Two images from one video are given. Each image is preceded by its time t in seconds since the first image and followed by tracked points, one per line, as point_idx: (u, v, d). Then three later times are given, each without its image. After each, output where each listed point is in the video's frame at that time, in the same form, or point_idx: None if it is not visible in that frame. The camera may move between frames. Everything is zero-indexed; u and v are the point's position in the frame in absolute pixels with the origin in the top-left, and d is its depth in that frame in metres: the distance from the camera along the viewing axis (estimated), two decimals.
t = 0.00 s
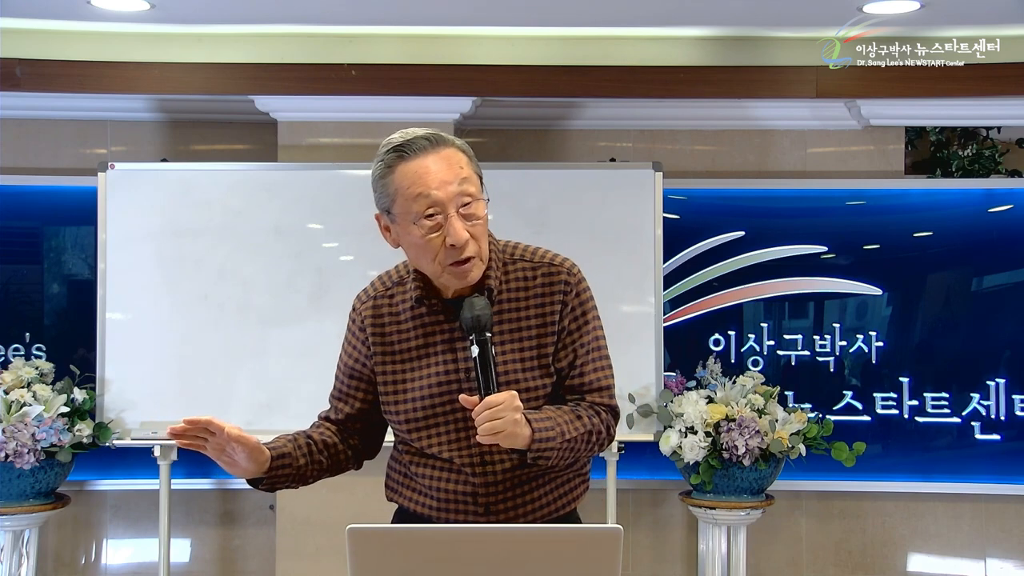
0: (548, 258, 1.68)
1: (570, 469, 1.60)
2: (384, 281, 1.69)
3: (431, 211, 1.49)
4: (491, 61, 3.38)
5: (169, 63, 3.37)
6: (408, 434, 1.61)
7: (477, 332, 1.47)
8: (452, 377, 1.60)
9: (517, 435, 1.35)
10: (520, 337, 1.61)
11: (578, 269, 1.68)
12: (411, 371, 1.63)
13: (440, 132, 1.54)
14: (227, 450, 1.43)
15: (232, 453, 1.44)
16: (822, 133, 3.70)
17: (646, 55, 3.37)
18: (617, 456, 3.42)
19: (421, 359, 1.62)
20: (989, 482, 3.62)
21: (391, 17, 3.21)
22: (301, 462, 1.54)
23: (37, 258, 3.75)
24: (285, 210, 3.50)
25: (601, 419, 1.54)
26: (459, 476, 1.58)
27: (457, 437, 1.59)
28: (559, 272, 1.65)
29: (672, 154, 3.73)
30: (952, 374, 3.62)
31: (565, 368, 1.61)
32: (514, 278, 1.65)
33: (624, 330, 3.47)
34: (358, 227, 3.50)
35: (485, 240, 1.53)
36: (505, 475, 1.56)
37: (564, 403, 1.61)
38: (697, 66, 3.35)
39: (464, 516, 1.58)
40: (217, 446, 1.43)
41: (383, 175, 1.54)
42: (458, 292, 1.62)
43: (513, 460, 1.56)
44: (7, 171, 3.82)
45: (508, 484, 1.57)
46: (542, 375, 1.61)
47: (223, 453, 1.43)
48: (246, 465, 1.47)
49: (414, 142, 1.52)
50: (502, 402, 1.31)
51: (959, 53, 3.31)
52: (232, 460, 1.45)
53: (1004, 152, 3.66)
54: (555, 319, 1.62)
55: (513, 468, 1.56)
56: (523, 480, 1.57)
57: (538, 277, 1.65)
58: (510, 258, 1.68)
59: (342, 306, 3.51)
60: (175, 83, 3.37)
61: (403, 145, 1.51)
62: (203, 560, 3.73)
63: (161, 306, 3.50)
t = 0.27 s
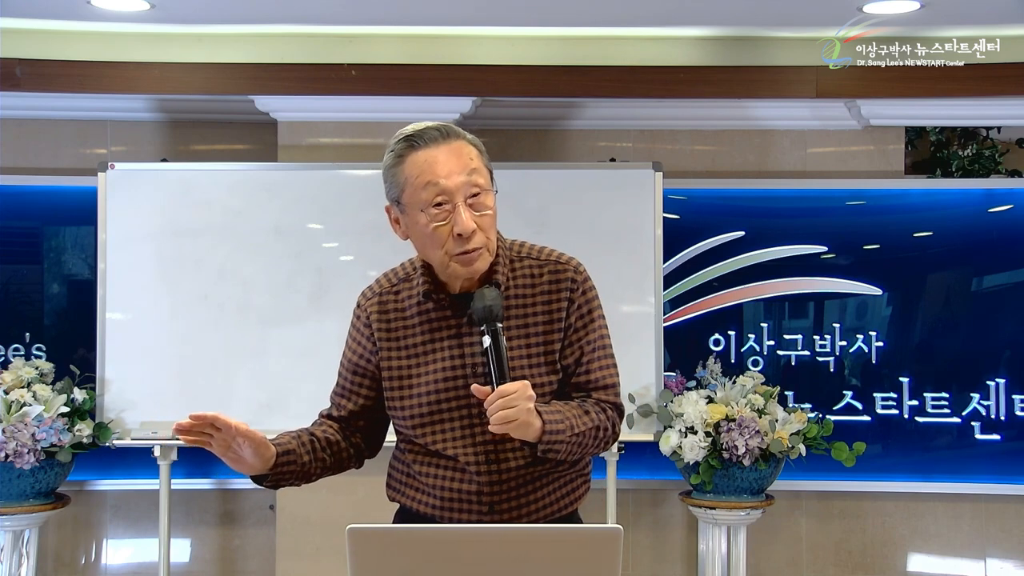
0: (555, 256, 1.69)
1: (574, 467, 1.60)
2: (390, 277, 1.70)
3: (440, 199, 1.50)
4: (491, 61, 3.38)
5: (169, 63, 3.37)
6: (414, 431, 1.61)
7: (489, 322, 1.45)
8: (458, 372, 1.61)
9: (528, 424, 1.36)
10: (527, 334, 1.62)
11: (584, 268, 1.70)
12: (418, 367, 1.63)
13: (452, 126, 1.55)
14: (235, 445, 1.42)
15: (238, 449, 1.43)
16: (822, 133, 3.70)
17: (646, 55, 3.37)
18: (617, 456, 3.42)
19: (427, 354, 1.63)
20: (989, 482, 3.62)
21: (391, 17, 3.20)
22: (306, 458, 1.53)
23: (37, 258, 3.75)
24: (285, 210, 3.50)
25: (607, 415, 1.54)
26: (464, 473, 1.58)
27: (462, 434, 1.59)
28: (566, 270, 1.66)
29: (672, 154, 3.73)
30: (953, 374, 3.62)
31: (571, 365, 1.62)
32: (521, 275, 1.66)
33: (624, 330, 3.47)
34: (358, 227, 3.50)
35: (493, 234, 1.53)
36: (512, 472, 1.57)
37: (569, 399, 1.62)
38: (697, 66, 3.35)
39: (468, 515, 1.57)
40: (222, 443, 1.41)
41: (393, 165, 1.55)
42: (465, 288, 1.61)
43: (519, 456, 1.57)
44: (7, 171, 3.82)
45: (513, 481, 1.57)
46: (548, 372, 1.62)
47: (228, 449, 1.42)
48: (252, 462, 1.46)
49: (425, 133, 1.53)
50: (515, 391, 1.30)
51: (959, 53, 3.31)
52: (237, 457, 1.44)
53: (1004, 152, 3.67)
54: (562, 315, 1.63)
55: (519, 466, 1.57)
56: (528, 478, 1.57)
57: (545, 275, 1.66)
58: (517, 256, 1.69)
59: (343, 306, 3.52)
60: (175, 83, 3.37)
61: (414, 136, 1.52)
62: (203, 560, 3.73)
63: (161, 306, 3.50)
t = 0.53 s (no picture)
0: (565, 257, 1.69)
1: (577, 469, 1.60)
2: (399, 270, 1.70)
3: (457, 182, 1.51)
4: (491, 61, 3.38)
5: (169, 63, 3.37)
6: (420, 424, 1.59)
7: (515, 311, 1.46)
8: (466, 366, 1.60)
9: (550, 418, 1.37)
10: (536, 331, 1.61)
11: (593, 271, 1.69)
12: (426, 360, 1.62)
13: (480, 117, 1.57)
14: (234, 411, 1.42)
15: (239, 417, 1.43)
16: (822, 133, 3.70)
17: (646, 55, 3.37)
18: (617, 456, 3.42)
19: (435, 347, 1.62)
20: (989, 482, 3.62)
21: (391, 17, 3.20)
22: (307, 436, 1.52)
23: (36, 258, 3.75)
24: (285, 210, 3.50)
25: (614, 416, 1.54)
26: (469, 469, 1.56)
27: (468, 430, 1.58)
28: (576, 272, 1.66)
29: (672, 154, 3.73)
30: (953, 374, 3.61)
31: (579, 364, 1.62)
32: (532, 272, 1.65)
33: (624, 330, 3.47)
34: (358, 227, 3.50)
35: (508, 225, 1.53)
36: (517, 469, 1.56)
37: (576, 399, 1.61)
38: (697, 66, 3.35)
39: (470, 513, 1.56)
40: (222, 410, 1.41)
41: (416, 147, 1.57)
42: (478, 282, 1.63)
43: (525, 454, 1.57)
44: (7, 171, 3.82)
45: (517, 480, 1.56)
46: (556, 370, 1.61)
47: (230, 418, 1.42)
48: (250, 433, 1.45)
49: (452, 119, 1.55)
50: (543, 377, 1.32)
51: (959, 53, 3.31)
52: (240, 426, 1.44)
53: (1003, 152, 3.67)
54: (572, 314, 1.62)
55: (524, 465, 1.57)
56: (532, 477, 1.57)
57: (556, 274, 1.65)
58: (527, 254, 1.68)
59: (343, 306, 3.51)
60: (175, 83, 3.37)
61: (441, 120, 1.54)
62: (203, 560, 3.73)
63: (161, 306, 3.50)
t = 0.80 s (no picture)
0: (579, 263, 1.70)
1: (581, 472, 1.61)
2: (416, 264, 1.70)
3: (479, 173, 1.52)
4: (491, 61, 3.38)
5: (169, 63, 3.37)
6: (430, 418, 1.57)
7: (538, 301, 1.46)
8: (478, 362, 1.60)
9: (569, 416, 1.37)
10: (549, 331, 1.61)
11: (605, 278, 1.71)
12: (440, 354, 1.61)
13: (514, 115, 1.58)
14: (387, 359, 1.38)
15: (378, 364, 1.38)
16: (822, 133, 3.70)
17: (646, 55, 3.37)
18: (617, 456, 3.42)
19: (449, 341, 1.61)
20: (989, 482, 3.61)
21: (391, 17, 3.20)
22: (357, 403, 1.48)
23: (36, 258, 3.75)
24: (285, 210, 3.51)
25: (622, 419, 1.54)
26: (478, 463, 1.55)
27: (480, 423, 1.57)
28: (589, 277, 1.67)
29: (672, 154, 3.73)
30: (953, 374, 3.61)
31: (590, 367, 1.62)
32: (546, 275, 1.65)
33: (624, 330, 3.47)
34: (358, 227, 3.50)
35: (525, 225, 1.53)
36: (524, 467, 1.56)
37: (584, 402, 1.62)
38: (697, 66, 3.35)
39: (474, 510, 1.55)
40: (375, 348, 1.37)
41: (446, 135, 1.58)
42: (494, 278, 1.64)
43: (533, 453, 1.57)
44: (7, 171, 3.82)
45: (524, 478, 1.56)
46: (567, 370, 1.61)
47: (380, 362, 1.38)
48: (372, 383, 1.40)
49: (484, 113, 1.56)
50: (567, 368, 1.33)
51: (959, 53, 3.31)
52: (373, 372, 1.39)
53: (1004, 152, 3.67)
54: (586, 317, 1.62)
55: (532, 464, 1.56)
56: (538, 477, 1.57)
57: (569, 278, 1.66)
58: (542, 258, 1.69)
59: (344, 306, 3.51)
60: (175, 83, 3.37)
61: (474, 112, 1.55)
62: (203, 560, 3.73)
63: (161, 306, 3.50)
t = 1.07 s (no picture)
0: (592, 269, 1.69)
1: (586, 477, 1.62)
2: (430, 262, 1.68)
3: (507, 192, 1.48)
4: (491, 61, 3.38)
5: (169, 63, 3.37)
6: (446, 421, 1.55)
7: (559, 314, 1.46)
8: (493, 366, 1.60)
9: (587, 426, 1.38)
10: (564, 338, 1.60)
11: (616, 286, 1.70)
12: (455, 357, 1.61)
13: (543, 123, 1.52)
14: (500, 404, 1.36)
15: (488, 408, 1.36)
16: (822, 133, 3.70)
17: (646, 55, 3.37)
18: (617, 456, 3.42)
19: (465, 344, 1.61)
20: (989, 482, 3.61)
21: (391, 17, 3.20)
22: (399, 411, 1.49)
23: (36, 258, 3.75)
24: (286, 210, 3.51)
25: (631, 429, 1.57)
26: (491, 466, 1.54)
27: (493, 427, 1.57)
28: (603, 285, 1.66)
29: (672, 154, 3.73)
30: (953, 374, 3.61)
31: (602, 375, 1.62)
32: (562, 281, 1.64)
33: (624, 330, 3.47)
34: (358, 227, 3.50)
35: (548, 240, 1.51)
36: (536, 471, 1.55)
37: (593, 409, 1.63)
38: (697, 66, 3.35)
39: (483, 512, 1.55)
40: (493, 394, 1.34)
41: (474, 143, 1.52)
42: (513, 283, 1.62)
43: (545, 458, 1.56)
44: (7, 171, 3.82)
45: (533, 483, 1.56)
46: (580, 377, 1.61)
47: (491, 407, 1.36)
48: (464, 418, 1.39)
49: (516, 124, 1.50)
50: (589, 384, 1.33)
51: (959, 53, 3.31)
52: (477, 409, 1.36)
53: (1004, 152, 3.67)
54: (599, 325, 1.62)
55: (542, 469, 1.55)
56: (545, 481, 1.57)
57: (585, 286, 1.65)
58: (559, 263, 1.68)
59: (344, 307, 3.51)
60: (175, 83, 3.37)
61: (505, 123, 1.48)
62: (203, 560, 3.73)
63: (161, 306, 3.50)
